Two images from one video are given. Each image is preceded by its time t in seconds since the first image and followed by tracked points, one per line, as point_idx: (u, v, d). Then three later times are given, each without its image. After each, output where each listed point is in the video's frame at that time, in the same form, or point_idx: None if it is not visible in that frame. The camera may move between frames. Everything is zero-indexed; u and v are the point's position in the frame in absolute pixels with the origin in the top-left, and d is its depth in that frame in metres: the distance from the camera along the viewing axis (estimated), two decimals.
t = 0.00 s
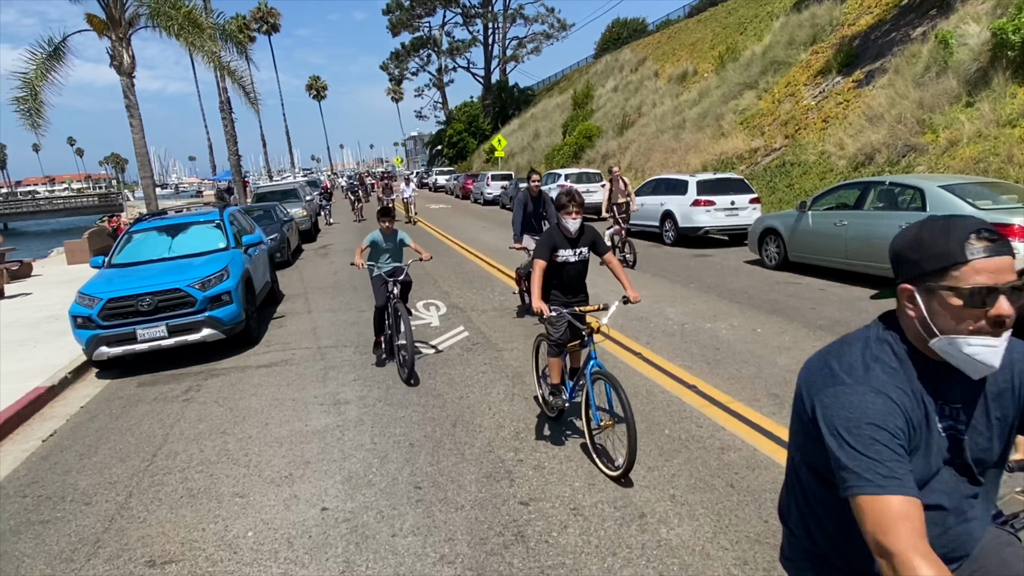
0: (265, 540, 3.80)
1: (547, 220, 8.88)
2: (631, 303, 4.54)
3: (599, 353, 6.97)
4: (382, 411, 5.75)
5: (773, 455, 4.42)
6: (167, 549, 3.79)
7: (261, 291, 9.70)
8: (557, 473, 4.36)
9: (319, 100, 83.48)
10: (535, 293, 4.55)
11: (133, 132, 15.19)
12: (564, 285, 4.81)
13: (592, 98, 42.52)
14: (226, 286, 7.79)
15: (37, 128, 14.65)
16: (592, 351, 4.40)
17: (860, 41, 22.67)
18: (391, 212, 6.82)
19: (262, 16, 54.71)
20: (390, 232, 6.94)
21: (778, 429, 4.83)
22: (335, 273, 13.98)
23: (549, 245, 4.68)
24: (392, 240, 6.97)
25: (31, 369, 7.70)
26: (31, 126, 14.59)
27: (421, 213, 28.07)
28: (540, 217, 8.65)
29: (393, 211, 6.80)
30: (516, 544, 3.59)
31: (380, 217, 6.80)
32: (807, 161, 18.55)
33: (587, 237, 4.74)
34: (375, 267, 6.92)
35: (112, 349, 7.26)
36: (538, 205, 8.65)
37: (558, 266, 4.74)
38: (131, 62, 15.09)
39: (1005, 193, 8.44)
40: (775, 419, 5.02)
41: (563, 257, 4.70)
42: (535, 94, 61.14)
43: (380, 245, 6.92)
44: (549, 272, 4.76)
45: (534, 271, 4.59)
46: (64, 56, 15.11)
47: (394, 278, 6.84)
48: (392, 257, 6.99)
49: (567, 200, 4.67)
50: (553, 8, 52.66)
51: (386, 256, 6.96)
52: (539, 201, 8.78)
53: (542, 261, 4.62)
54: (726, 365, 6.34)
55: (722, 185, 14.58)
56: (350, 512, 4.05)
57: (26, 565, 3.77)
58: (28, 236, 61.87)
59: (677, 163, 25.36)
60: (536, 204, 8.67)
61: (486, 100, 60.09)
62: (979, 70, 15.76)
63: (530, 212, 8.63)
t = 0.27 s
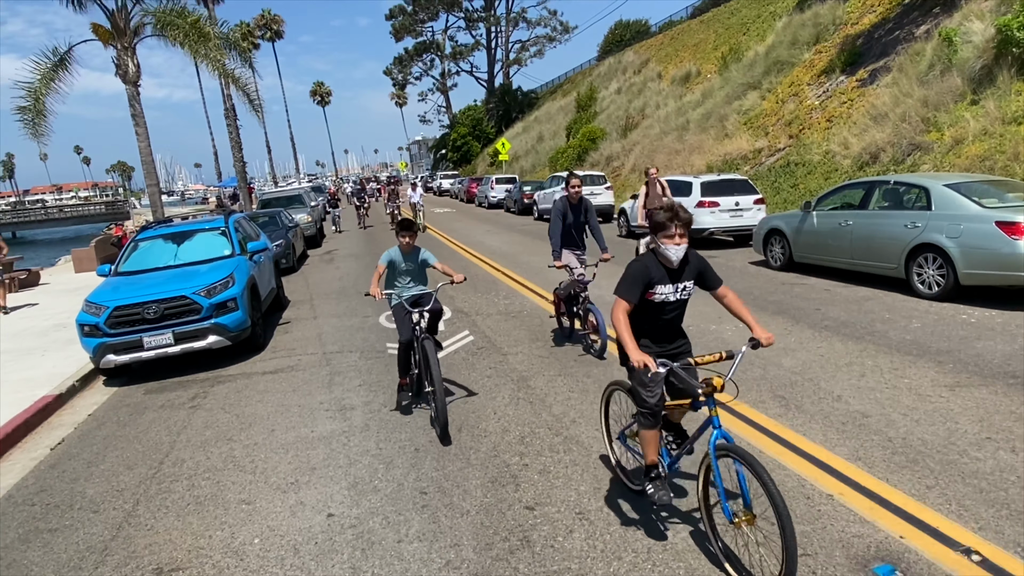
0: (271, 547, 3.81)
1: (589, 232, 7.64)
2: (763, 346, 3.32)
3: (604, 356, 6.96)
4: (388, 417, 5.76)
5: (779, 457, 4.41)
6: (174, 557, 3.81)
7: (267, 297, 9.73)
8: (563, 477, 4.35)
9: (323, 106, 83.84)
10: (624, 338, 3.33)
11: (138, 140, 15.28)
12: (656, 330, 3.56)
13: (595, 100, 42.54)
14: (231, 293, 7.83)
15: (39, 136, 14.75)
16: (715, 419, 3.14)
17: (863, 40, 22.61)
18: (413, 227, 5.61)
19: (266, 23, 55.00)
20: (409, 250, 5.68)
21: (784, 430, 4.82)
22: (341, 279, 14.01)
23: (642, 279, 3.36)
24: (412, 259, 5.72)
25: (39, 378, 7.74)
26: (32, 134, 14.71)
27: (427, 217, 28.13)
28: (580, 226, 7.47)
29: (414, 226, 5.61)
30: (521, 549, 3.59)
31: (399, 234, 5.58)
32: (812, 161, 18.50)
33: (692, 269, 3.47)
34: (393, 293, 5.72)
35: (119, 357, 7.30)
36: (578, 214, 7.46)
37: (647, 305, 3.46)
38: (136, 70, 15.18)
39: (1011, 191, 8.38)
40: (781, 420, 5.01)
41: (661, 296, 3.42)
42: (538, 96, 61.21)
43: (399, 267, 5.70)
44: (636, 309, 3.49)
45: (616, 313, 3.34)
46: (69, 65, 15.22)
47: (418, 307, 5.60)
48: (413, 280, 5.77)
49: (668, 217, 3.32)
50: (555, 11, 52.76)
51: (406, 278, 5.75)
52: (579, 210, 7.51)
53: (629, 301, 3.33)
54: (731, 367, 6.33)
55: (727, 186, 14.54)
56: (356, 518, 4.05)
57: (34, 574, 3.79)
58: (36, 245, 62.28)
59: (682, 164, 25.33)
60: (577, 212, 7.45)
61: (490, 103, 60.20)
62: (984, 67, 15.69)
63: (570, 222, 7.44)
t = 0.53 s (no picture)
0: (276, 556, 3.81)
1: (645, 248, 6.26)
2: None
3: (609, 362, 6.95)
4: (392, 425, 5.76)
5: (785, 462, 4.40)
6: (180, 567, 3.82)
7: (272, 306, 9.76)
8: (568, 485, 4.34)
9: (327, 115, 84.28)
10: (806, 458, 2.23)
11: (144, 151, 15.38)
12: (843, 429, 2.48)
13: (598, 106, 42.63)
14: (236, 302, 7.85)
15: (43, 148, 14.87)
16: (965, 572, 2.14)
17: (866, 44, 22.60)
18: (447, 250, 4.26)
19: (271, 33, 55.42)
20: (442, 279, 4.36)
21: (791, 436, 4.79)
22: (345, 287, 14.05)
23: (835, 359, 2.28)
24: (446, 289, 4.41)
25: (46, 389, 7.77)
26: (36, 146, 14.82)
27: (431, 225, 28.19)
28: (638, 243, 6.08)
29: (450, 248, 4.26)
30: (527, 557, 3.58)
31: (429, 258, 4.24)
32: (816, 164, 18.47)
33: (906, 345, 2.39)
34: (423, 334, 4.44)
35: (125, 367, 7.33)
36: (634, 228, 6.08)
37: (833, 397, 2.37)
38: (142, 82, 15.28)
39: (1016, 193, 8.36)
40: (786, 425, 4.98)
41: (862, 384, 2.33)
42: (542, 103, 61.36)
43: (429, 299, 4.40)
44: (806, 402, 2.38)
45: (780, 400, 2.28)
46: (74, 78, 15.34)
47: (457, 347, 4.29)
48: (446, 316, 4.46)
49: (856, 260, 2.38)
50: (558, 19, 52.96)
51: (438, 314, 4.45)
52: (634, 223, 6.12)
53: (810, 382, 2.27)
54: (737, 372, 6.30)
55: (731, 190, 14.52)
56: (361, 527, 4.05)
57: None
58: (44, 256, 62.71)
59: (685, 169, 25.32)
60: (633, 225, 6.06)
61: (493, 111, 60.38)
62: (987, 69, 15.67)
63: (625, 238, 6.05)
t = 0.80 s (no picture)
0: (282, 568, 3.81)
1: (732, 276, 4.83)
2: None
3: (614, 371, 6.95)
4: (397, 435, 5.75)
5: (792, 471, 4.38)
6: None
7: (277, 316, 9.77)
8: (574, 495, 4.33)
9: (330, 124, 84.67)
10: None
11: (149, 162, 15.47)
12: None
13: (600, 114, 42.74)
14: (241, 313, 7.87)
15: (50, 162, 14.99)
16: None
17: (867, 50, 22.63)
18: (506, 290, 3.23)
19: (274, 44, 55.80)
20: (498, 330, 3.33)
21: (797, 444, 4.77)
22: (349, 296, 14.07)
23: None
24: (504, 343, 3.37)
25: (52, 400, 7.79)
26: (42, 159, 14.92)
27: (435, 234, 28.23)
28: (724, 270, 4.69)
29: (508, 286, 3.24)
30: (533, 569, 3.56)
31: (482, 303, 3.21)
32: (819, 171, 18.47)
33: None
34: (475, 401, 3.41)
35: (131, 379, 7.34)
36: (723, 250, 4.66)
37: None
38: (147, 93, 15.38)
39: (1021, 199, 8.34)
40: (792, 434, 4.97)
41: None
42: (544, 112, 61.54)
43: (483, 358, 3.35)
44: None
45: None
46: (80, 90, 15.45)
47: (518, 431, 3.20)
48: (504, 377, 3.42)
49: None
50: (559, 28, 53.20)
51: (493, 375, 3.41)
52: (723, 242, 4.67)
53: None
54: (742, 381, 6.29)
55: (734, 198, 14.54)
56: (367, 539, 4.05)
57: None
58: (49, 266, 63.00)
59: (688, 176, 25.35)
60: (721, 248, 4.65)
61: (496, 119, 60.56)
62: (990, 75, 15.67)
63: (710, 263, 4.66)
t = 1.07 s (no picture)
0: None
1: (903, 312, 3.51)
2: None
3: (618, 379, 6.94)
4: (402, 444, 5.74)
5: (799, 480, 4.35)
6: None
7: (281, 325, 9.81)
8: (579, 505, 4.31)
9: (334, 133, 84.96)
10: None
11: (153, 171, 15.53)
12: None
13: (603, 121, 42.83)
14: (245, 321, 7.88)
15: (58, 172, 15.06)
16: None
17: (870, 57, 22.66)
18: (661, 377, 2.10)
19: (278, 53, 56.13)
20: (640, 446, 2.23)
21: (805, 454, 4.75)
22: (353, 304, 14.08)
23: None
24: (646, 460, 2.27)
25: (56, 409, 7.80)
26: (51, 170, 15.00)
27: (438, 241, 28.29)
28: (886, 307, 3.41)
29: (663, 371, 2.12)
30: None
31: (623, 398, 2.09)
32: (822, 178, 18.47)
33: None
34: (599, 556, 2.26)
35: (135, 388, 7.35)
36: (885, 280, 3.37)
37: None
38: (151, 103, 15.46)
39: None
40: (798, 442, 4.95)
41: None
42: (547, 119, 61.69)
43: (609, 486, 2.24)
44: None
45: None
46: (86, 100, 15.54)
47: None
48: (637, 512, 2.31)
49: None
50: (562, 36, 53.43)
51: (619, 512, 2.30)
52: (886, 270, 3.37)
53: None
54: (747, 389, 6.26)
55: (737, 205, 14.54)
56: (371, 549, 4.03)
57: None
58: (53, 275, 63.23)
59: (691, 183, 25.37)
60: (879, 281, 3.37)
61: (498, 127, 60.74)
62: (993, 82, 15.67)
63: (869, 300, 3.37)
